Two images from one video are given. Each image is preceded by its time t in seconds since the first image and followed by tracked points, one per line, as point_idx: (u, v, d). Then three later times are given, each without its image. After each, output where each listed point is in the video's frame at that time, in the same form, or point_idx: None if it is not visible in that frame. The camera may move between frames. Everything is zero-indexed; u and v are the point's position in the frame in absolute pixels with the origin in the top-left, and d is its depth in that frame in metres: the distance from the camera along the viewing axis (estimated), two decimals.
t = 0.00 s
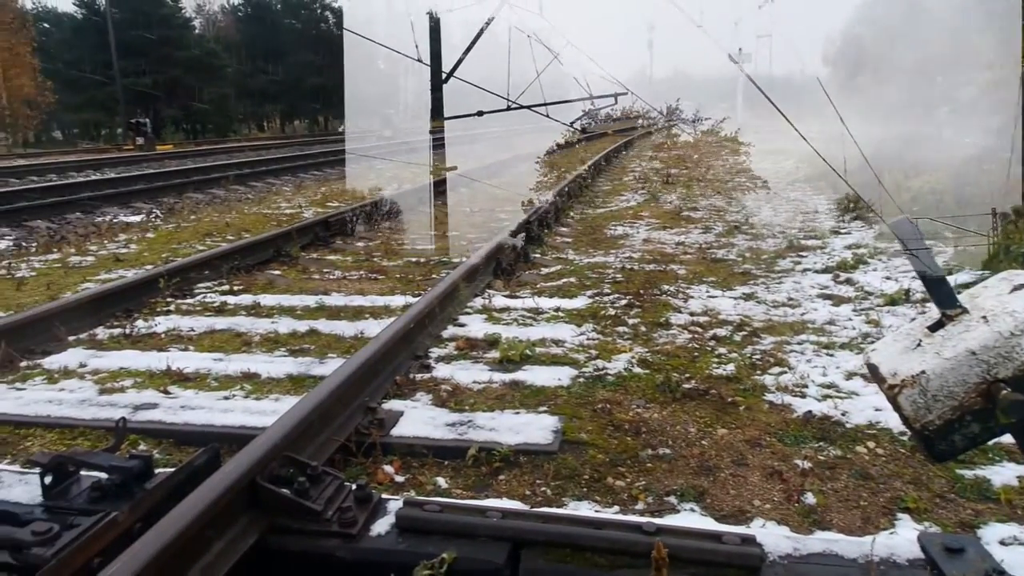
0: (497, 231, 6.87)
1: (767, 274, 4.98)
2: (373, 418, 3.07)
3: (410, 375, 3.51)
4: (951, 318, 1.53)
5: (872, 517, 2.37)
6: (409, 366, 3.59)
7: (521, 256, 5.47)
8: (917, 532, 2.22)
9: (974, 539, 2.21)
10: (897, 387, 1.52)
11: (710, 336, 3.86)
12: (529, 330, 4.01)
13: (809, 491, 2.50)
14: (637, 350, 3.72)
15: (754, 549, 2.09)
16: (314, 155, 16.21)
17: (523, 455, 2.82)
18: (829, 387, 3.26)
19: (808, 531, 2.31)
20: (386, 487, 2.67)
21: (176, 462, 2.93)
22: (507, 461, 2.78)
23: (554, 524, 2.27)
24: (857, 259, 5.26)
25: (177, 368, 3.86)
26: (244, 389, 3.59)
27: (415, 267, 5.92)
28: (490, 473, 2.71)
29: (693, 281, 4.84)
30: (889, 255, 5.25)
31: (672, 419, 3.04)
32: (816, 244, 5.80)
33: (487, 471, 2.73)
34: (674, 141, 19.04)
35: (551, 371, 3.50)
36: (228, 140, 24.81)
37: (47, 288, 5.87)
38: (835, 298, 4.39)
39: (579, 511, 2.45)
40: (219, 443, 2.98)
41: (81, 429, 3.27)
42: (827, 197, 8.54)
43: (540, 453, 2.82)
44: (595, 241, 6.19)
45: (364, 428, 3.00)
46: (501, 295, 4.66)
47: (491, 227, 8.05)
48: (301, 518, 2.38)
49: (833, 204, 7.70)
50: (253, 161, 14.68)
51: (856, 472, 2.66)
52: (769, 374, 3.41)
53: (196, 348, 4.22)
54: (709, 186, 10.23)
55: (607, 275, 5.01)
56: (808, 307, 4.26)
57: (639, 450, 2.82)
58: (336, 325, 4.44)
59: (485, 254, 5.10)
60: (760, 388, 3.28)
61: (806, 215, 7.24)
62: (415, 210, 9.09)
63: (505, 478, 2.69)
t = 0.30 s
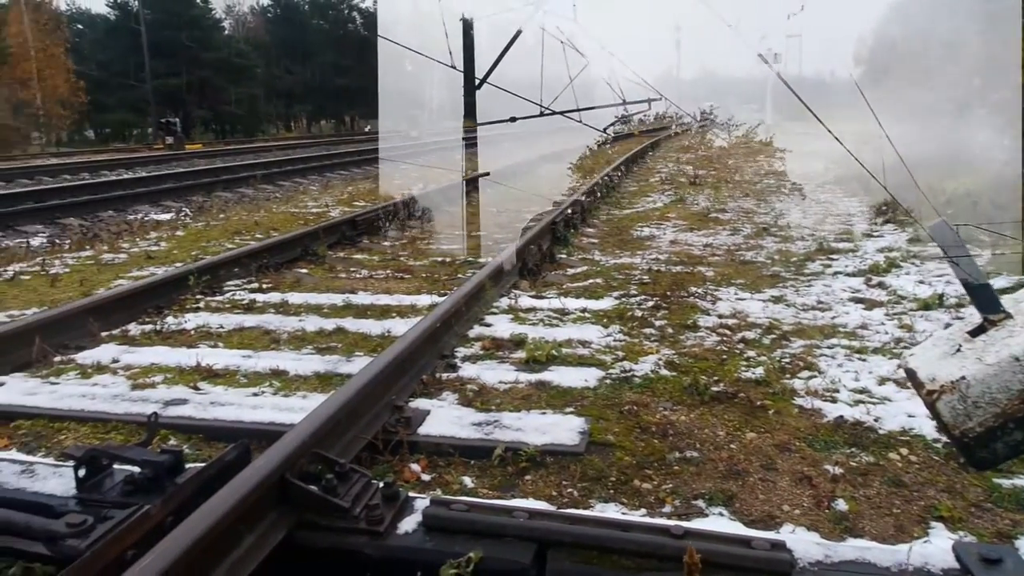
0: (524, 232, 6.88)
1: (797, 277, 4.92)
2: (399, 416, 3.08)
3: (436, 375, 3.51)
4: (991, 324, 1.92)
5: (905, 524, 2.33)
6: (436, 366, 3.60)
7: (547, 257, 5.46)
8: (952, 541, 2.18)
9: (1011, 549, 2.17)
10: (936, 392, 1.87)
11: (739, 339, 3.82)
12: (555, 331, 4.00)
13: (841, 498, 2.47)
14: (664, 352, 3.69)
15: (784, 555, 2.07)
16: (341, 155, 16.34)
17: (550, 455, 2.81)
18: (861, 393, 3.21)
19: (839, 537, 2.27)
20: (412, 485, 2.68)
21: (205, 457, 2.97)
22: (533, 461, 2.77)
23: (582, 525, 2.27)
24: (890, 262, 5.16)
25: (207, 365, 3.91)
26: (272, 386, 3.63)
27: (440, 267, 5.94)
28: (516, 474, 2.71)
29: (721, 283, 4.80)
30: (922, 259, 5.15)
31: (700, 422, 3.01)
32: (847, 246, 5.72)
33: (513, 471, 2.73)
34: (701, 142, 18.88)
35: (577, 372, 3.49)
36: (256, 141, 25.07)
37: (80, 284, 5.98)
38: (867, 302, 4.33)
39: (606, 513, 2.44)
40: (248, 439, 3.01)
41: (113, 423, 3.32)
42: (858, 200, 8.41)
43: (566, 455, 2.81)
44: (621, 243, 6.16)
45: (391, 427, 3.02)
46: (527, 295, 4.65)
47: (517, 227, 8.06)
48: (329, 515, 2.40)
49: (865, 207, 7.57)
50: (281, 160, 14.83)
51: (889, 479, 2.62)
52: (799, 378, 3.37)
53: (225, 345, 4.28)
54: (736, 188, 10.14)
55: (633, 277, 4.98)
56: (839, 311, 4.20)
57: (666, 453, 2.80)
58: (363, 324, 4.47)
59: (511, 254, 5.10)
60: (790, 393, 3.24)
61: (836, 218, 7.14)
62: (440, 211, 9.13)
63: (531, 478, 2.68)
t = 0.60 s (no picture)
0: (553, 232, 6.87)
1: (829, 279, 4.86)
2: (428, 416, 3.09)
3: (464, 375, 3.52)
4: None
5: (944, 532, 2.28)
6: (465, 367, 3.60)
7: (576, 257, 5.44)
8: (993, 551, 2.13)
9: None
10: (984, 399, 2.00)
11: (770, 342, 3.78)
12: (584, 332, 3.99)
13: (877, 504, 2.43)
14: (695, 354, 3.67)
15: (819, 561, 2.05)
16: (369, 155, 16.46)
17: (580, 457, 2.80)
18: (898, 398, 3.15)
19: (876, 545, 2.23)
20: (442, 485, 2.68)
21: (238, 454, 3.00)
22: (564, 463, 2.77)
23: (613, 528, 2.25)
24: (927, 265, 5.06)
25: (239, 363, 3.96)
26: (303, 384, 3.66)
27: (469, 267, 5.96)
28: (546, 475, 2.71)
29: (752, 285, 4.75)
30: (960, 262, 5.05)
31: (732, 425, 2.98)
32: (881, 248, 5.63)
33: (542, 473, 2.72)
34: (730, 142, 18.71)
35: (607, 373, 3.47)
36: (284, 142, 25.35)
37: (115, 282, 6.10)
38: (903, 305, 4.25)
39: (636, 516, 2.42)
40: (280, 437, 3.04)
41: (148, 419, 3.38)
42: (892, 201, 8.28)
43: (597, 457, 2.80)
44: (650, 244, 6.12)
45: (420, 426, 3.03)
46: (555, 296, 4.65)
47: (544, 227, 8.06)
48: (361, 513, 2.41)
49: (901, 208, 7.44)
50: (309, 161, 14.97)
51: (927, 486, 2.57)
52: (833, 382, 3.32)
53: (257, 343, 4.33)
54: (767, 188, 10.02)
55: (663, 278, 4.96)
56: (873, 314, 4.13)
57: (697, 456, 2.77)
58: (392, 323, 4.49)
59: (540, 254, 5.09)
60: (824, 397, 3.19)
61: (869, 219, 7.04)
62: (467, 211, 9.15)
63: (561, 480, 2.67)
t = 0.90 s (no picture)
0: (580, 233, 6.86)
1: (862, 282, 4.79)
2: (457, 416, 3.10)
3: (492, 375, 3.53)
4: None
5: (981, 540, 2.24)
6: (492, 367, 3.61)
7: (603, 258, 5.43)
8: None
9: None
10: None
11: (801, 344, 3.74)
12: (612, 333, 3.98)
13: (913, 511, 2.39)
14: (724, 356, 3.64)
15: (852, 567, 2.02)
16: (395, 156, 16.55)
17: (609, 459, 2.79)
18: (933, 403, 3.10)
19: (912, 552, 2.20)
20: (470, 485, 2.69)
21: (269, 450, 3.03)
22: (593, 464, 2.76)
23: (642, 530, 2.24)
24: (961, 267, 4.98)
25: (270, 361, 4.00)
26: (332, 382, 3.69)
27: (496, 267, 5.97)
28: (575, 476, 2.70)
29: (782, 287, 4.70)
30: (996, 265, 4.95)
31: (763, 428, 2.95)
32: (914, 251, 5.54)
33: (571, 474, 2.72)
34: (758, 142, 18.54)
35: (636, 375, 3.46)
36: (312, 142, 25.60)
37: (148, 280, 6.20)
38: (938, 308, 4.18)
39: (666, 518, 2.41)
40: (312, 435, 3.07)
41: (182, 416, 3.43)
42: (926, 202, 8.14)
43: (626, 458, 2.79)
44: (678, 245, 6.08)
45: (449, 426, 3.04)
46: (582, 297, 4.63)
47: (571, 228, 8.05)
48: (391, 511, 2.43)
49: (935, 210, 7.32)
50: (337, 161, 15.09)
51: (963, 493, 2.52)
52: (865, 387, 3.27)
53: (287, 342, 4.38)
54: (796, 189, 9.90)
55: (691, 279, 4.93)
56: (906, 317, 4.06)
57: (727, 459, 2.75)
58: (420, 323, 4.52)
59: (567, 255, 5.10)
60: (857, 401, 3.15)
61: (902, 220, 6.93)
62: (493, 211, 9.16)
63: (590, 481, 2.67)
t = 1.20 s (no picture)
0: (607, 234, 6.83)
1: (895, 285, 4.71)
2: (483, 415, 3.11)
3: (519, 374, 3.53)
4: None
5: (1018, 550, 2.20)
6: (519, 366, 3.61)
7: (630, 258, 5.40)
8: None
9: None
10: None
11: (832, 348, 3.69)
12: (638, 334, 3.96)
13: (947, 519, 2.34)
14: (753, 359, 3.60)
15: None
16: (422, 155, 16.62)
17: (637, 460, 2.78)
18: (968, 409, 3.04)
19: (946, 560, 2.16)
20: (496, 483, 2.69)
21: (297, 446, 3.06)
22: (619, 465, 2.75)
23: (671, 533, 2.23)
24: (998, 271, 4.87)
25: (298, 358, 4.04)
26: (359, 380, 3.72)
27: (522, 267, 5.98)
28: (601, 477, 2.69)
29: (812, 289, 4.64)
30: None
31: (792, 432, 2.92)
32: (949, 254, 5.44)
33: (598, 474, 2.71)
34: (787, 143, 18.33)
35: (663, 377, 3.43)
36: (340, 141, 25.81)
37: (178, 277, 6.30)
38: (973, 313, 4.10)
39: (693, 521, 2.39)
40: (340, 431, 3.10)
41: (212, 410, 3.48)
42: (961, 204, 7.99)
43: (653, 460, 2.77)
44: (706, 246, 6.03)
45: (475, 425, 3.05)
46: (609, 298, 4.62)
47: (597, 228, 8.02)
48: (418, 508, 2.44)
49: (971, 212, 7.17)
50: (364, 160, 15.19)
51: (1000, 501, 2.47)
52: (898, 392, 3.22)
53: (315, 339, 4.42)
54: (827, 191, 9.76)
55: (719, 281, 4.89)
56: (940, 322, 3.99)
57: (756, 463, 2.72)
58: (446, 322, 4.53)
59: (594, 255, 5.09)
60: (889, 406, 3.10)
61: (936, 223, 6.81)
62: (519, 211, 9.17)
63: (617, 482, 2.66)
